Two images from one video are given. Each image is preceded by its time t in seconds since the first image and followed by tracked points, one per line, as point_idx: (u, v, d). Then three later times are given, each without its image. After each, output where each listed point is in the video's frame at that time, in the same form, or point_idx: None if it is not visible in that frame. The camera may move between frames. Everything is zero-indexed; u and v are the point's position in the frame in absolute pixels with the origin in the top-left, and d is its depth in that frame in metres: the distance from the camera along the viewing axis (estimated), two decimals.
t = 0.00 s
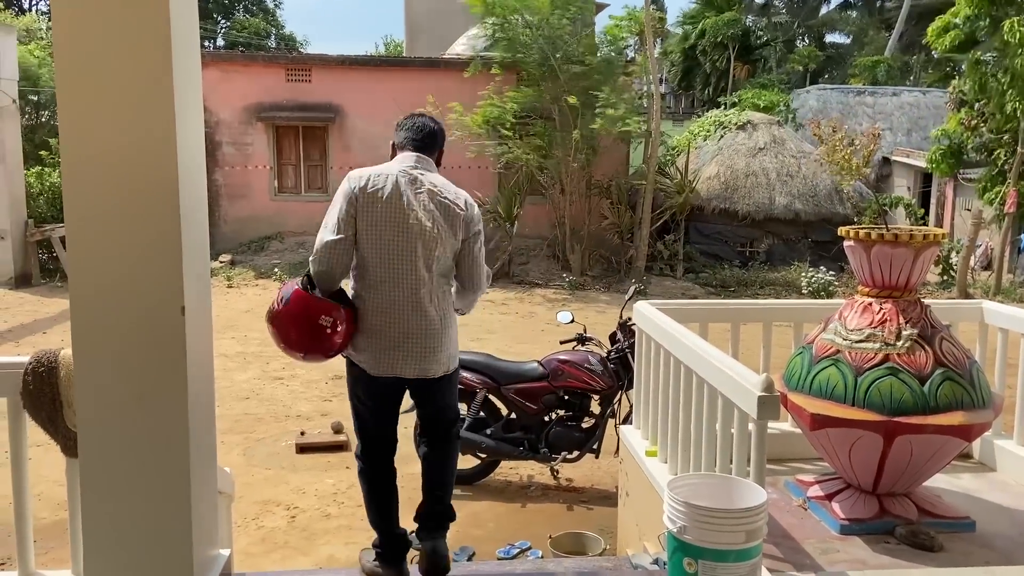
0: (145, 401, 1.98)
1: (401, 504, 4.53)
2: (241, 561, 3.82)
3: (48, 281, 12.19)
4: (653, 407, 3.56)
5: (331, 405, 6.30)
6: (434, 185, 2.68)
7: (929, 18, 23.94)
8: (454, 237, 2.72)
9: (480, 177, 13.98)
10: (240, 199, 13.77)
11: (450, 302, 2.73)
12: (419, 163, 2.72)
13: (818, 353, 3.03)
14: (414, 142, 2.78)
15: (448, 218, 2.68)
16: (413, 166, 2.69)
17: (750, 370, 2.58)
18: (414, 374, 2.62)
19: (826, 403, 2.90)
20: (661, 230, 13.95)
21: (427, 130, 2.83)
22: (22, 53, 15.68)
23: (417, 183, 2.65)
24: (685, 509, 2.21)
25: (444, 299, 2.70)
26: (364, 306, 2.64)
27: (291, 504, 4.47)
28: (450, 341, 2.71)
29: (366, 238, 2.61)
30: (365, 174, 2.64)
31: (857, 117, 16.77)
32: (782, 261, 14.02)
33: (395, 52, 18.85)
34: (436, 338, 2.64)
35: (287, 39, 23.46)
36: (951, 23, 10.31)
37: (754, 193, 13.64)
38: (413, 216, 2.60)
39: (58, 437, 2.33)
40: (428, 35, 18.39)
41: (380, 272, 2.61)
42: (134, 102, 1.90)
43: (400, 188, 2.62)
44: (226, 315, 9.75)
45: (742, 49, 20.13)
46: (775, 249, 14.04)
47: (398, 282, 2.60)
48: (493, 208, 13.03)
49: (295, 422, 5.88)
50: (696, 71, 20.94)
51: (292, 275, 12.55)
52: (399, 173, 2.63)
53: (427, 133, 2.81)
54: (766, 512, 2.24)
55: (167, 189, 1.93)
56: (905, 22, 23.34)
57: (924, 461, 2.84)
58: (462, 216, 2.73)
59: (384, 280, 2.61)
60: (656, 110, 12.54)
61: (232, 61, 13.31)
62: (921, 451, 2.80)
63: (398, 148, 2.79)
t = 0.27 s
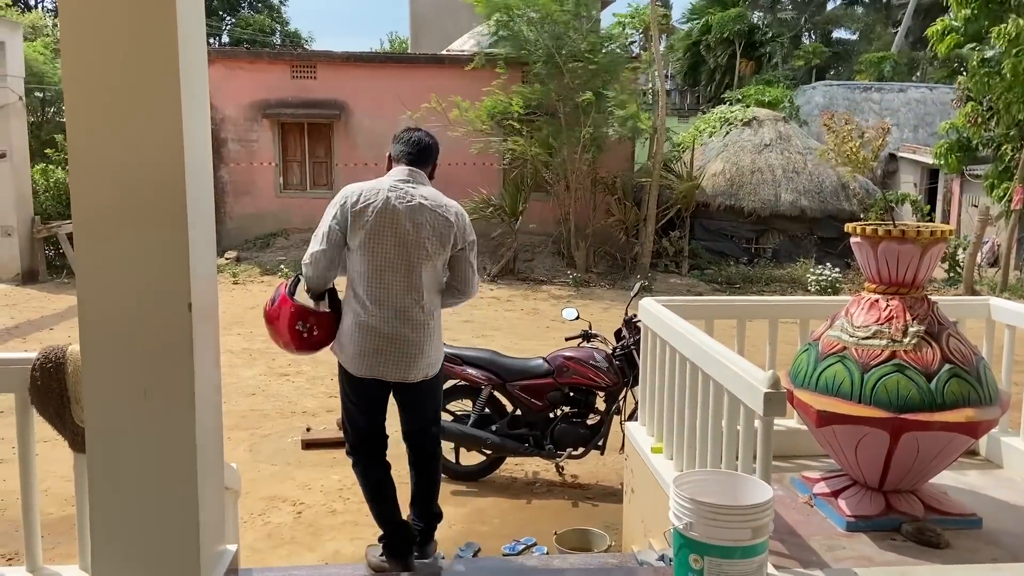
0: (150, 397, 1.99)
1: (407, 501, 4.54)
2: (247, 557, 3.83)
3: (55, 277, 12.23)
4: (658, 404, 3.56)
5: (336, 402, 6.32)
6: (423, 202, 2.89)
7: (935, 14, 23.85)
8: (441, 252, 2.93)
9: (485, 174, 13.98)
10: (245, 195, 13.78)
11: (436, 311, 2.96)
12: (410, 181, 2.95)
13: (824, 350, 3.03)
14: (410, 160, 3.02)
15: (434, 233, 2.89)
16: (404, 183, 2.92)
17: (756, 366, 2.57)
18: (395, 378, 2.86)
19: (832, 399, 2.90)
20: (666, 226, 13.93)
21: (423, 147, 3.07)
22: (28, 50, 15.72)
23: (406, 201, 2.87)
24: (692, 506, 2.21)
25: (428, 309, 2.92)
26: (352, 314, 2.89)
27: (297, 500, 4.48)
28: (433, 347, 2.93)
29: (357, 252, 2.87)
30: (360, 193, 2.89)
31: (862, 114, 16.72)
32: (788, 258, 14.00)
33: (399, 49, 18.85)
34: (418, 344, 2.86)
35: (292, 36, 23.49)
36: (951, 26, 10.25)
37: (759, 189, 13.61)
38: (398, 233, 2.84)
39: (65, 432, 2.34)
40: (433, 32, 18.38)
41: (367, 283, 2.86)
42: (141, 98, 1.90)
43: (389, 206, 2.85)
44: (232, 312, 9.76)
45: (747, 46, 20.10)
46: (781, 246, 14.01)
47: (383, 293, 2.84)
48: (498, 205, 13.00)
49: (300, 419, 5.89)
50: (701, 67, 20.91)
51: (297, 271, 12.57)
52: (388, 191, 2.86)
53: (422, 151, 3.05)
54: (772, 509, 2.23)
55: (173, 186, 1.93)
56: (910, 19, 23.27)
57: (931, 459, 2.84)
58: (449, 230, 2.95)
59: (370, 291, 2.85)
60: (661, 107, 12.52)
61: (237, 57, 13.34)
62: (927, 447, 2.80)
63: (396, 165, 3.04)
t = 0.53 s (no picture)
0: (154, 397, 1.99)
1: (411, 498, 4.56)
2: (251, 553, 3.84)
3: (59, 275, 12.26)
4: (661, 401, 3.57)
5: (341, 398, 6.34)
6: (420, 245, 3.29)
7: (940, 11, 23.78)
8: (435, 288, 3.34)
9: (487, 170, 13.98)
10: (249, 193, 13.80)
11: (433, 340, 3.37)
12: (407, 223, 3.33)
13: (829, 347, 3.02)
14: (408, 200, 3.39)
15: (429, 274, 3.29)
16: (403, 227, 3.30)
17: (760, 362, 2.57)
18: (396, 403, 3.27)
19: (836, 396, 2.90)
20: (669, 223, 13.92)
21: (416, 177, 3.42)
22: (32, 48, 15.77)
23: (404, 245, 3.27)
24: (695, 502, 2.21)
25: (426, 338, 3.33)
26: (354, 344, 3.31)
27: (302, 497, 4.49)
28: (429, 373, 3.35)
29: (363, 290, 3.27)
30: (364, 236, 3.29)
31: (866, 110, 16.69)
32: (792, 255, 13.98)
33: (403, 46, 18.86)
34: (416, 372, 3.28)
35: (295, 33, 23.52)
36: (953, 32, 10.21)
37: (763, 186, 13.59)
38: (399, 275, 3.25)
39: (71, 429, 2.34)
40: (436, 29, 18.37)
41: (372, 318, 3.26)
42: (148, 96, 1.91)
43: (391, 251, 3.26)
44: (235, 309, 9.78)
45: (751, 42, 20.07)
46: (784, 243, 14.00)
47: (386, 327, 3.25)
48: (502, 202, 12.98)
49: (304, 415, 5.91)
50: (705, 64, 20.90)
51: (301, 268, 12.58)
52: (389, 237, 3.26)
53: (418, 187, 3.40)
54: (775, 506, 2.23)
55: (180, 185, 1.94)
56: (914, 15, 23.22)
57: (935, 455, 2.84)
58: (442, 269, 3.35)
59: (375, 325, 3.26)
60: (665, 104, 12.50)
61: (240, 55, 13.35)
62: (932, 444, 2.79)
63: (394, 203, 3.40)
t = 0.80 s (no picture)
0: (158, 394, 2.00)
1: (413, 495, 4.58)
2: (254, 550, 3.85)
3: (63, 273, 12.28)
4: (664, 398, 3.57)
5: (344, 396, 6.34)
6: (399, 260, 3.39)
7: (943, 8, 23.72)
8: (414, 299, 3.42)
9: (489, 168, 13.97)
10: (251, 190, 13.81)
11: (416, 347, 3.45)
12: (386, 240, 3.42)
13: (831, 344, 3.03)
14: (390, 219, 3.47)
15: (408, 287, 3.39)
16: (383, 244, 3.40)
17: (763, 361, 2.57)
18: (383, 408, 3.39)
19: (838, 394, 2.90)
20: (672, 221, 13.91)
21: (398, 195, 3.47)
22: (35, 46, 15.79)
23: (381, 261, 3.37)
24: (699, 500, 2.21)
25: (410, 347, 3.43)
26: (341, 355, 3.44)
27: (304, 494, 4.50)
28: (415, 379, 3.45)
29: (348, 304, 3.39)
30: (347, 254, 3.41)
31: (869, 108, 16.66)
32: (795, 252, 13.95)
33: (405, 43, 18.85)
34: (401, 380, 3.39)
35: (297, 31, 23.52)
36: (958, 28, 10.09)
37: (765, 184, 13.58)
38: (379, 289, 3.36)
39: (75, 426, 2.35)
40: (438, 26, 18.35)
41: (356, 329, 3.38)
42: (150, 93, 1.91)
43: (371, 267, 3.37)
44: (238, 307, 9.79)
45: (753, 39, 20.04)
46: (786, 241, 13.97)
47: (368, 339, 3.35)
48: (504, 199, 12.96)
49: (308, 413, 5.92)
50: (707, 61, 20.87)
51: (303, 266, 12.59)
52: (370, 254, 3.37)
53: (401, 206, 3.46)
54: (778, 502, 2.23)
55: (182, 183, 1.94)
56: (918, 12, 23.15)
57: (937, 453, 2.84)
58: (422, 282, 3.44)
59: (359, 336, 3.37)
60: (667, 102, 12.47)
61: (242, 52, 13.35)
62: (934, 442, 2.80)
63: (376, 222, 3.48)
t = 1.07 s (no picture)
0: (162, 392, 2.00)
1: (414, 492, 4.59)
2: (256, 547, 3.86)
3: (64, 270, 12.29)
4: (666, 396, 3.57)
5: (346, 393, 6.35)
6: (380, 271, 3.49)
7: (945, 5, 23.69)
8: (394, 308, 3.50)
9: (490, 166, 13.98)
10: (252, 188, 13.82)
11: (399, 353, 3.53)
12: (365, 253, 3.49)
13: (833, 342, 3.03)
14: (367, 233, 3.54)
15: (390, 295, 3.48)
16: (363, 257, 3.48)
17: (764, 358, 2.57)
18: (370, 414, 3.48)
19: (839, 391, 2.90)
20: (674, 218, 13.90)
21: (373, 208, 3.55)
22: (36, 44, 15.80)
23: (363, 274, 3.45)
24: (702, 497, 2.21)
25: (395, 354, 3.52)
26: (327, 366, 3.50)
27: (306, 491, 4.51)
28: (400, 384, 3.53)
29: (332, 315, 3.45)
30: (328, 269, 3.47)
31: (871, 105, 16.65)
32: (797, 250, 13.94)
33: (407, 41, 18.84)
34: (387, 386, 3.47)
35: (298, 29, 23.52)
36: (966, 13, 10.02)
37: (767, 181, 13.58)
38: (363, 299, 3.43)
39: (78, 424, 2.35)
40: (439, 24, 18.34)
41: (342, 338, 3.44)
42: (154, 92, 1.92)
43: (354, 278, 3.44)
44: (239, 305, 9.80)
45: (755, 37, 20.02)
46: (788, 239, 13.96)
47: (353, 349, 3.43)
48: (506, 197, 12.94)
49: (310, 410, 5.93)
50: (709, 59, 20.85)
51: (305, 264, 12.60)
52: (353, 266, 3.45)
53: (380, 222, 3.53)
54: (780, 500, 2.24)
55: (186, 181, 1.95)
56: (920, 9, 23.12)
57: (938, 451, 2.84)
58: (403, 291, 3.54)
59: (345, 345, 3.44)
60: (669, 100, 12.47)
61: (244, 50, 13.36)
62: (936, 439, 2.80)
63: (353, 237, 3.56)
